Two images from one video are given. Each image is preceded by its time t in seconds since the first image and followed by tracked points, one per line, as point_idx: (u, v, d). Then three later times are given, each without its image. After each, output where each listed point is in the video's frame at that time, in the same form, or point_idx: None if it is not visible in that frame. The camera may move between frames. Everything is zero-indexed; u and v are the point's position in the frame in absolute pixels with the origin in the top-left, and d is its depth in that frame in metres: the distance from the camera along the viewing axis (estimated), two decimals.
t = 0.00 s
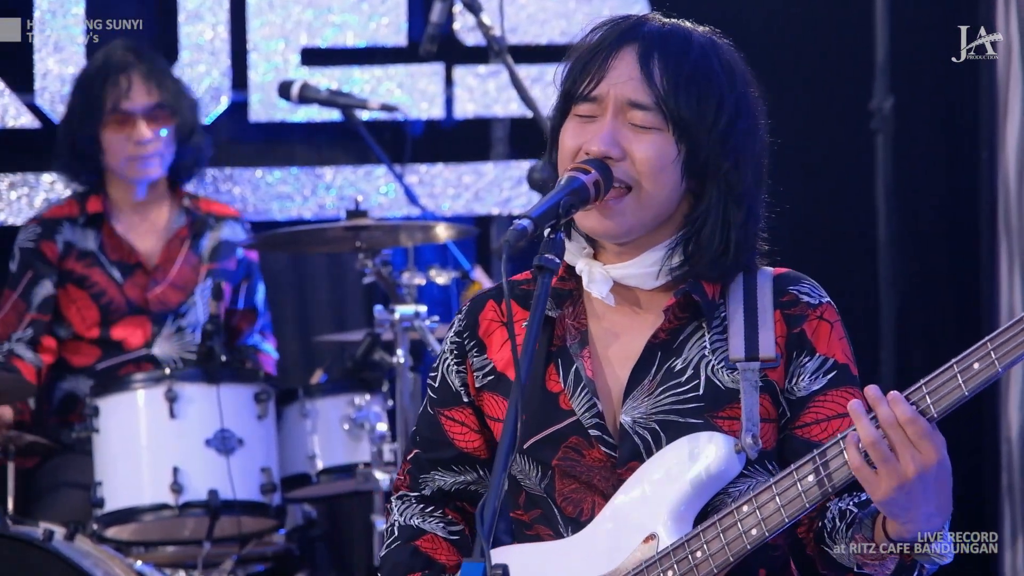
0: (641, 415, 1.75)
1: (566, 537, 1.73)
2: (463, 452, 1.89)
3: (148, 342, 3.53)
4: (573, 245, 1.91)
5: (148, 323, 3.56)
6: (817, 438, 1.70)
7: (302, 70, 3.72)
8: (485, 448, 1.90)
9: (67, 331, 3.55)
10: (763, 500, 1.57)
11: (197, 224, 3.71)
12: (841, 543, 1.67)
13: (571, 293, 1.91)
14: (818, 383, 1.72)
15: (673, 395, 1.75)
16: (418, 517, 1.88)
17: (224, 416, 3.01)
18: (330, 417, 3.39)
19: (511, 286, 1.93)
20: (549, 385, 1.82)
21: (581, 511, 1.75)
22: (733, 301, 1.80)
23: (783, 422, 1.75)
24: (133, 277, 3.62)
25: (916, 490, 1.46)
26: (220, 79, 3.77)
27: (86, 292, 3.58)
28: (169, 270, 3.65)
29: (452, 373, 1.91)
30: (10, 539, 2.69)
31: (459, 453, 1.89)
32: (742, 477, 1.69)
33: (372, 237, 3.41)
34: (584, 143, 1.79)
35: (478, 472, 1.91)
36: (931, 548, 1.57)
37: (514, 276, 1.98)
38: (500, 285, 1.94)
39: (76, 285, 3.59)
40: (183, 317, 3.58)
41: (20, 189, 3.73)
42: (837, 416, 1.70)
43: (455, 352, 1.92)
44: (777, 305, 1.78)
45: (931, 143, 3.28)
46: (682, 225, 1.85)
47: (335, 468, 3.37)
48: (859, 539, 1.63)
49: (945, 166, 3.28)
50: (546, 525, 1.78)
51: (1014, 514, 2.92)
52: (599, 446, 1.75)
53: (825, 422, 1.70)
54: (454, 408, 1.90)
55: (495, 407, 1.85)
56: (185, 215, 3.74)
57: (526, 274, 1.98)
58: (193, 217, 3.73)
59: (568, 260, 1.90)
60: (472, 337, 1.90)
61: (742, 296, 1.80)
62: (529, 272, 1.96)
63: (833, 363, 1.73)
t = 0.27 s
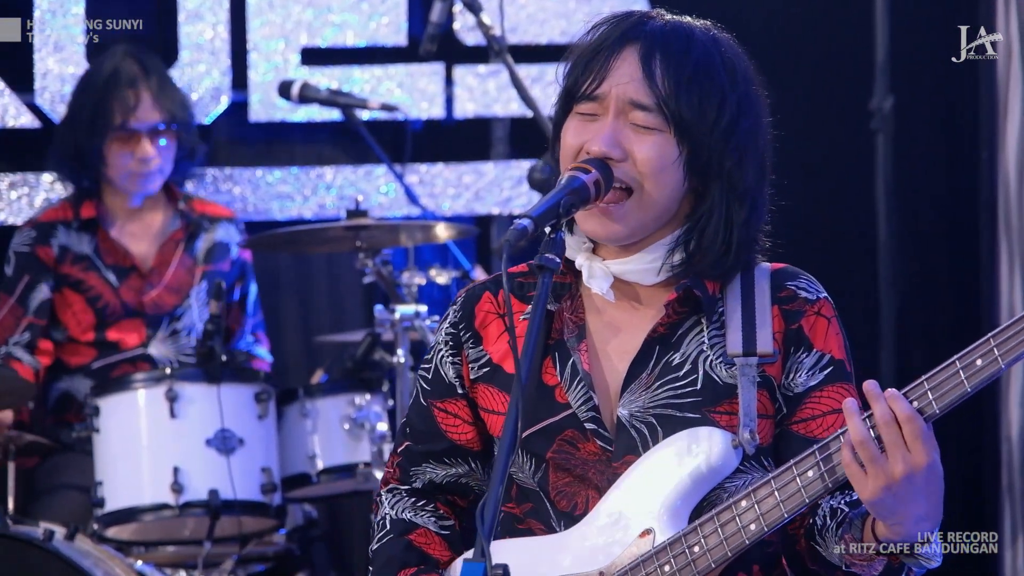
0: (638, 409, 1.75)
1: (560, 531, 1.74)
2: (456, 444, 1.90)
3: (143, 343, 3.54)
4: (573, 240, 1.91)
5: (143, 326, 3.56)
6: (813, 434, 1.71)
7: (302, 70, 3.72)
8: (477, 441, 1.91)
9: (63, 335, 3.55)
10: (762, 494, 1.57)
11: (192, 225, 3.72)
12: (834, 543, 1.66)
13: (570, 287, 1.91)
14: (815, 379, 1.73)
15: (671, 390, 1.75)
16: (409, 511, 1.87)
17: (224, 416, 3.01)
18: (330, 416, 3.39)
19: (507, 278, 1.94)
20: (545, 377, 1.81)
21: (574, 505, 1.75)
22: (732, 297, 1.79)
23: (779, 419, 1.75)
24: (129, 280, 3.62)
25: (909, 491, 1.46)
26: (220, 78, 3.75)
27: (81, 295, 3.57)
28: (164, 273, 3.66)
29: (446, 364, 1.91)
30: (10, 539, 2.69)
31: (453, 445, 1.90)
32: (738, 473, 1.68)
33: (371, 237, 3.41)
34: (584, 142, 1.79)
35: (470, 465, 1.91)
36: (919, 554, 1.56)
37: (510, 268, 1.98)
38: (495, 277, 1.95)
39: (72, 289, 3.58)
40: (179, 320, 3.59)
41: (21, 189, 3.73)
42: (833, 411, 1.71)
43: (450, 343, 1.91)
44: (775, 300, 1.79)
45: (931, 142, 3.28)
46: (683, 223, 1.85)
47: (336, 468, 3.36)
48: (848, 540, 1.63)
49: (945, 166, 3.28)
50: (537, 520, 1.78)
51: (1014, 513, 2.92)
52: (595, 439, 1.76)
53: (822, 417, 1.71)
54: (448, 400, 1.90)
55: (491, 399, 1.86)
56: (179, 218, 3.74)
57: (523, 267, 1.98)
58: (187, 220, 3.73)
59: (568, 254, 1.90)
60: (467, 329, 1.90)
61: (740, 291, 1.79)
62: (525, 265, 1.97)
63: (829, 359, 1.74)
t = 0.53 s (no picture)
0: (639, 409, 1.75)
1: (558, 531, 1.74)
2: (454, 443, 1.90)
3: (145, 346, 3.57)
4: (573, 240, 1.91)
5: (145, 331, 3.60)
6: (809, 437, 1.71)
7: (302, 70, 3.72)
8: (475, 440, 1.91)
9: (65, 336, 3.59)
10: (762, 497, 1.57)
11: (198, 231, 3.77)
12: (835, 544, 1.65)
13: (570, 287, 1.91)
14: (814, 382, 1.73)
15: (671, 390, 1.75)
16: (407, 508, 1.87)
17: (225, 416, 3.02)
18: (331, 416, 3.39)
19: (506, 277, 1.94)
20: (545, 377, 1.81)
21: (573, 505, 1.75)
22: (732, 298, 1.79)
23: (778, 421, 1.75)
24: (133, 285, 3.66)
25: (909, 497, 1.45)
26: (220, 78, 3.75)
27: (86, 299, 3.61)
28: (168, 278, 3.69)
29: (444, 362, 1.91)
30: (10, 539, 2.69)
31: (451, 444, 1.90)
32: (738, 474, 1.69)
33: (371, 237, 3.41)
34: (585, 141, 1.79)
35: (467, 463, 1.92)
36: (918, 558, 1.57)
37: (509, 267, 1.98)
38: (494, 275, 1.95)
39: (76, 293, 3.62)
40: (180, 325, 3.61)
41: (20, 188, 3.72)
42: (831, 413, 1.71)
43: (448, 341, 1.91)
44: (775, 302, 1.79)
45: (931, 142, 3.28)
46: (684, 224, 1.85)
47: (336, 468, 3.36)
48: (849, 544, 1.63)
49: (945, 166, 3.28)
50: (535, 519, 1.79)
51: (1014, 513, 2.92)
52: (594, 440, 1.75)
53: (821, 420, 1.71)
54: (446, 399, 1.90)
55: (490, 397, 1.86)
56: (188, 226, 3.79)
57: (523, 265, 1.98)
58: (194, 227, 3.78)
59: (568, 254, 1.90)
60: (466, 327, 1.90)
61: (741, 292, 1.79)
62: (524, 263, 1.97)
63: (829, 362, 1.74)
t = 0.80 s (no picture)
0: (640, 411, 1.75)
1: (559, 532, 1.74)
2: (455, 444, 1.90)
3: (146, 348, 3.57)
4: (575, 241, 1.91)
5: (146, 333, 3.59)
6: (805, 440, 1.71)
7: (302, 70, 3.72)
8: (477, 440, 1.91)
9: (66, 338, 3.58)
10: (762, 500, 1.57)
11: (201, 232, 3.76)
12: (835, 544, 1.65)
13: (572, 289, 1.91)
14: (814, 386, 1.73)
15: (671, 393, 1.75)
16: (409, 506, 1.87)
17: (224, 415, 3.02)
18: (331, 415, 3.39)
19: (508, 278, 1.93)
20: (546, 380, 1.82)
21: (574, 507, 1.75)
22: (734, 302, 1.79)
23: (778, 424, 1.75)
24: (134, 287, 3.65)
25: (907, 501, 1.45)
26: (220, 78, 3.76)
27: (87, 302, 3.61)
28: (170, 280, 3.68)
29: (446, 363, 1.90)
30: (10, 540, 2.69)
31: (452, 445, 1.90)
32: (738, 478, 1.69)
33: (372, 237, 3.41)
34: (586, 141, 1.79)
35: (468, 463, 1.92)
36: (915, 562, 1.57)
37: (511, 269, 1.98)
38: (496, 277, 1.94)
39: (78, 296, 3.61)
40: (182, 327, 3.61)
41: (20, 189, 3.72)
42: (831, 418, 1.71)
43: (450, 343, 1.91)
44: (777, 306, 1.79)
45: (931, 141, 3.28)
46: (685, 226, 1.85)
47: (336, 467, 3.36)
48: (846, 548, 1.63)
49: (946, 166, 3.28)
50: (537, 520, 1.79)
51: (1015, 513, 2.92)
52: (595, 443, 1.75)
53: (820, 425, 1.71)
54: (447, 400, 1.90)
55: (492, 400, 1.86)
56: (189, 227, 3.77)
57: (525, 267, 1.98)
58: (196, 228, 3.77)
59: (569, 255, 1.90)
60: (468, 329, 1.90)
61: (742, 295, 1.80)
62: (526, 265, 1.97)
63: (829, 366, 1.73)
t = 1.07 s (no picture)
0: (639, 418, 1.75)
1: (561, 538, 1.73)
2: (455, 450, 1.90)
3: (147, 346, 3.54)
4: (573, 249, 1.91)
5: (146, 331, 3.57)
6: (802, 446, 1.72)
7: (302, 70, 3.72)
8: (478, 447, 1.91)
9: (65, 337, 3.55)
10: (764, 508, 1.58)
11: (197, 229, 3.73)
12: (831, 551, 1.66)
13: (570, 295, 1.91)
14: (813, 392, 1.73)
15: (671, 399, 1.75)
16: (409, 514, 1.87)
17: (224, 415, 3.02)
18: (331, 415, 3.39)
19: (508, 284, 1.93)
20: (546, 386, 1.82)
21: (575, 513, 1.75)
22: (734, 307, 1.79)
23: (777, 429, 1.75)
24: (133, 285, 3.62)
25: (909, 510, 1.45)
26: (220, 78, 3.76)
27: (86, 301, 3.58)
28: (168, 278, 3.65)
29: (445, 369, 1.91)
30: (10, 540, 2.69)
31: (452, 451, 1.90)
32: (738, 484, 1.70)
33: (372, 236, 3.41)
34: (584, 143, 1.78)
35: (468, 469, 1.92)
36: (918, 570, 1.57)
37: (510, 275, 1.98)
38: (496, 283, 1.94)
39: (76, 294, 3.59)
40: (181, 324, 3.59)
41: (21, 189, 3.72)
42: (830, 424, 1.71)
43: (450, 349, 1.91)
44: (776, 312, 1.79)
45: (930, 142, 3.28)
46: (683, 233, 1.85)
47: (337, 467, 3.36)
48: (847, 556, 1.63)
49: (946, 166, 3.28)
50: (539, 526, 1.79)
51: (1015, 513, 2.92)
52: (595, 449, 1.75)
53: (818, 431, 1.71)
54: (447, 406, 1.90)
55: (491, 405, 1.86)
56: (185, 223, 3.75)
57: (524, 273, 1.98)
58: (192, 224, 3.74)
59: (567, 261, 1.90)
60: (468, 335, 1.90)
61: (742, 300, 1.80)
62: (526, 272, 1.97)
63: (827, 372, 1.74)
